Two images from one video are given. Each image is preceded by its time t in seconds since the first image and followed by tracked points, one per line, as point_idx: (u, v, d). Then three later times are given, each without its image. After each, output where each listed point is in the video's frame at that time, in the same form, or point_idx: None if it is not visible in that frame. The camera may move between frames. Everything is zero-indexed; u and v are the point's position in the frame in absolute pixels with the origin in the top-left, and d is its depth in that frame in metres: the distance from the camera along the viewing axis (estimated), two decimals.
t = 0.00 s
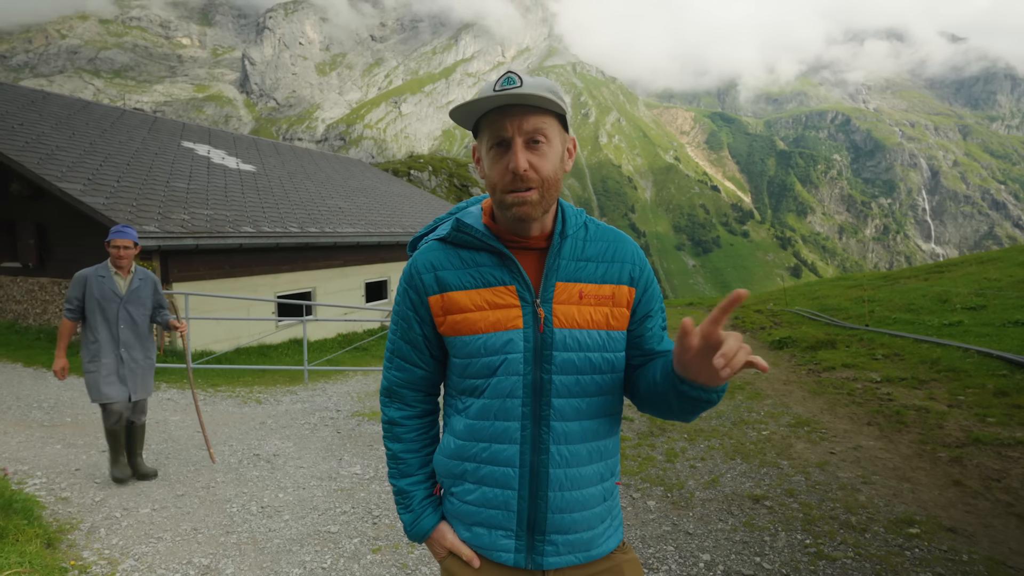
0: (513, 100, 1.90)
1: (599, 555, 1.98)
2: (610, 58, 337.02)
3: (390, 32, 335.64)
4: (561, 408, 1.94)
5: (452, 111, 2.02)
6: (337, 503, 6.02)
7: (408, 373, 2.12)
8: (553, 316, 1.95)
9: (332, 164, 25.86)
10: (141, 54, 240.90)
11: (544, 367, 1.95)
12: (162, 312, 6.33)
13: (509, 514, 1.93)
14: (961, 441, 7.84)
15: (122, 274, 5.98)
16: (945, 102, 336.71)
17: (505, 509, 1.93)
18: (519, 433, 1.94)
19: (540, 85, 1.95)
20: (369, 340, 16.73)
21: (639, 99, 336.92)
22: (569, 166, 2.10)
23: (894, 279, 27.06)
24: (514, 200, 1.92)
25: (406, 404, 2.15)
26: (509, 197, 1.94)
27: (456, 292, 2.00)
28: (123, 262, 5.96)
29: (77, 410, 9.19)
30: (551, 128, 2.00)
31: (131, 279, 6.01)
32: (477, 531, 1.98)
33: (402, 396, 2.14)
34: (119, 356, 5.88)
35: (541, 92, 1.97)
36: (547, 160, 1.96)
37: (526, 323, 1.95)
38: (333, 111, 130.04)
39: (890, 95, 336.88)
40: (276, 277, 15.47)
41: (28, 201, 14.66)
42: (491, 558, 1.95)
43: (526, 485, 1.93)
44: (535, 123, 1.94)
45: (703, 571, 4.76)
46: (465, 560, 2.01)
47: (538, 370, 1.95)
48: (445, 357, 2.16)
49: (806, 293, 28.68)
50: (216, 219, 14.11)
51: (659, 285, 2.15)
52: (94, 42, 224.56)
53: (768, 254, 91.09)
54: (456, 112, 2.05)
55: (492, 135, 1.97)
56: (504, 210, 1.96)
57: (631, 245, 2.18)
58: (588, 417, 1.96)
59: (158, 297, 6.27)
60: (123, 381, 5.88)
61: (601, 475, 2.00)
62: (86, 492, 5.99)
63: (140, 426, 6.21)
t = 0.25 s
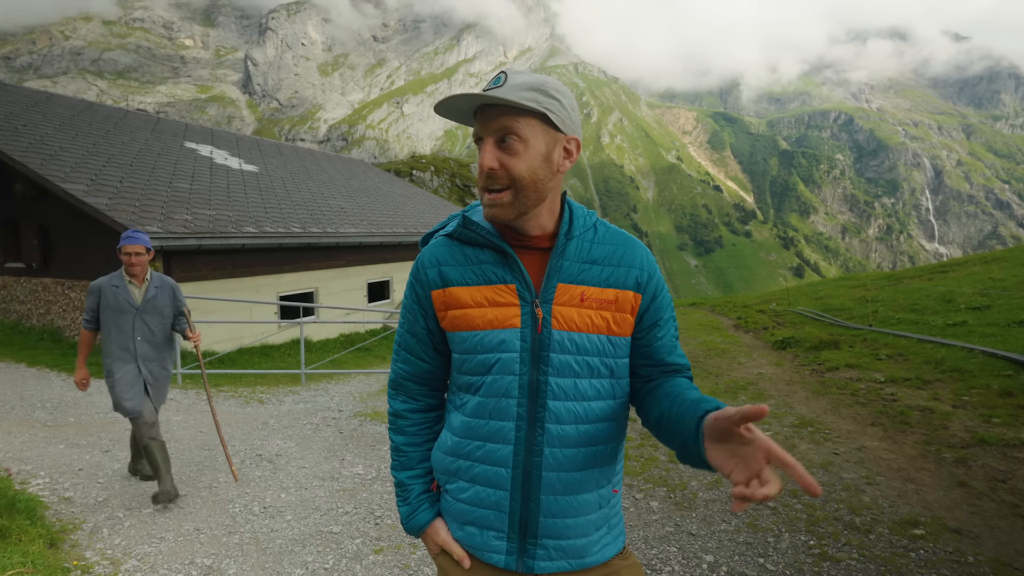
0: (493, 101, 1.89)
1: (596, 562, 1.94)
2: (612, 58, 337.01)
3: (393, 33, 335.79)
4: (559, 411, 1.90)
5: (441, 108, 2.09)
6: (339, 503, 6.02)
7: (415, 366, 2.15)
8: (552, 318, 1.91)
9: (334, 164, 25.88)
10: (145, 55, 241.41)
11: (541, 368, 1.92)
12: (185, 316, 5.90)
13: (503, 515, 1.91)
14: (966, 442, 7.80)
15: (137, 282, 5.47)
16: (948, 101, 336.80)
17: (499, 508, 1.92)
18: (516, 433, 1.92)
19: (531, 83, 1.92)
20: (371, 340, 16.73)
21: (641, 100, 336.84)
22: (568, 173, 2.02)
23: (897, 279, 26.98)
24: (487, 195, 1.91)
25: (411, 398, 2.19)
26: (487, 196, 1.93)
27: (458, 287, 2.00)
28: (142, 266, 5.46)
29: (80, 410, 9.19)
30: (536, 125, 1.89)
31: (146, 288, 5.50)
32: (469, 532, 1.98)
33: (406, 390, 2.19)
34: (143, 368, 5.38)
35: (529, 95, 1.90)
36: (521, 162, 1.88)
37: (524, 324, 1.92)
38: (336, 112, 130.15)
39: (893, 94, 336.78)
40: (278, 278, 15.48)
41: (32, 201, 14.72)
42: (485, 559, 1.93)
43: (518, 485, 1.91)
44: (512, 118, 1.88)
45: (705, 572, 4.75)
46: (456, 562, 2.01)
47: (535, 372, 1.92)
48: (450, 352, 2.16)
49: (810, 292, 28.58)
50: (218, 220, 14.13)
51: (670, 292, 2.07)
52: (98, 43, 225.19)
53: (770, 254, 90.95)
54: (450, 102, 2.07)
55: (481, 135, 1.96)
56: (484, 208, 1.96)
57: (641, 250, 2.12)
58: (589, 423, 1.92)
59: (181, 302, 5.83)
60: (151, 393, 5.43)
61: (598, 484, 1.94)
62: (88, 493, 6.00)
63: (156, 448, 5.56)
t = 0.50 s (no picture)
0: (486, 102, 1.92)
1: (595, 567, 1.91)
2: (614, 58, 336.94)
3: (394, 33, 335.89)
4: (558, 411, 1.88)
5: (441, 110, 2.13)
6: (342, 503, 6.02)
7: (421, 363, 2.17)
8: (550, 316, 1.90)
9: (336, 165, 25.90)
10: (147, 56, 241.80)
11: (540, 366, 1.91)
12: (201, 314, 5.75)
13: (500, 514, 1.91)
14: (970, 441, 7.77)
15: (145, 279, 5.33)
16: (951, 100, 336.71)
17: (496, 508, 1.92)
18: (514, 430, 1.92)
19: (523, 82, 1.92)
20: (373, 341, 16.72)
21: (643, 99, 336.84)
22: (567, 171, 2.00)
23: (900, 279, 26.91)
24: (480, 193, 1.93)
25: (418, 395, 2.22)
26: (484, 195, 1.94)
27: (460, 284, 2.02)
28: (151, 259, 5.31)
29: (83, 410, 9.23)
30: (528, 122, 1.88)
31: (155, 284, 5.36)
32: (468, 532, 1.98)
33: (414, 386, 2.21)
34: (162, 369, 5.31)
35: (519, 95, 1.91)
36: (512, 160, 1.88)
37: (523, 320, 1.92)
38: (337, 113, 130.27)
39: (895, 93, 336.77)
40: (280, 278, 15.49)
41: (36, 202, 14.76)
42: (483, 558, 1.93)
43: (517, 485, 1.90)
44: (502, 118, 1.89)
45: (706, 572, 4.74)
46: (453, 562, 2.01)
47: (534, 370, 1.91)
48: (454, 348, 2.17)
49: (812, 292, 28.52)
50: (221, 220, 14.15)
51: (676, 292, 2.01)
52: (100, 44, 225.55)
53: (772, 253, 90.84)
54: (449, 102, 2.10)
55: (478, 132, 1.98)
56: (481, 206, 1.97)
57: (647, 248, 2.08)
58: (591, 422, 1.90)
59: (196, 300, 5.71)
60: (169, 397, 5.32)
61: (597, 482, 1.92)
62: (92, 492, 6.01)
63: (174, 452, 5.54)
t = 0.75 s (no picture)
0: (497, 103, 1.89)
1: (601, 566, 1.90)
2: (615, 57, 336.99)
3: (395, 33, 336.02)
4: (562, 406, 1.88)
5: (449, 109, 2.10)
6: (343, 503, 6.02)
7: (425, 362, 2.17)
8: (556, 312, 1.90)
9: (337, 165, 25.93)
10: (149, 58, 242.34)
11: (546, 363, 1.90)
12: (213, 315, 5.61)
13: (504, 511, 1.92)
14: (972, 440, 7.75)
15: (152, 279, 5.32)
16: (953, 98, 336.78)
17: (501, 505, 1.92)
18: (518, 428, 1.91)
19: (534, 82, 1.91)
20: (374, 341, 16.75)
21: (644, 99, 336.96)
22: (575, 169, 2.02)
23: (903, 277, 26.86)
24: (493, 194, 1.91)
25: (422, 394, 2.21)
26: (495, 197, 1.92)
27: (465, 283, 2.02)
28: (157, 255, 5.25)
29: (86, 411, 9.25)
30: (540, 122, 1.88)
31: (163, 282, 5.30)
32: (471, 530, 1.99)
33: (418, 385, 2.20)
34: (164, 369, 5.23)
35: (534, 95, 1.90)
36: (527, 161, 1.88)
37: (528, 318, 1.91)
38: (339, 113, 130.48)
39: (897, 92, 336.77)
40: (282, 278, 15.53)
41: (38, 204, 14.79)
42: (488, 557, 1.94)
43: (522, 481, 1.90)
44: (517, 119, 1.87)
45: (710, 572, 4.72)
46: (458, 560, 2.02)
47: (539, 366, 1.90)
48: (458, 348, 2.17)
49: (814, 291, 28.51)
50: (223, 221, 14.17)
51: (682, 288, 2.00)
52: (102, 45, 225.97)
53: (774, 253, 90.80)
54: (459, 103, 2.08)
55: (488, 131, 1.97)
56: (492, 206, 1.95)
57: (650, 245, 2.07)
58: (596, 420, 1.89)
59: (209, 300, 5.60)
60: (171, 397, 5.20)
61: (603, 478, 1.91)
62: (94, 493, 6.02)
63: (175, 452, 5.48)
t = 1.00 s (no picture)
0: (515, 99, 1.84)
1: (610, 566, 1.90)
2: (616, 57, 337.15)
3: (396, 33, 336.31)
4: (569, 407, 1.87)
5: (456, 112, 2.00)
6: (344, 503, 6.03)
7: (428, 364, 2.16)
8: (564, 314, 1.90)
9: (338, 165, 25.94)
10: (150, 58, 242.72)
11: (553, 365, 1.89)
12: (231, 324, 4.97)
13: (513, 513, 1.90)
14: (974, 440, 7.74)
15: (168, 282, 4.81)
16: (955, 98, 336.89)
17: (510, 506, 1.91)
18: (525, 428, 1.90)
19: (544, 80, 1.89)
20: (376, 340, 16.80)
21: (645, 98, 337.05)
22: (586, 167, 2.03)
23: (904, 277, 26.86)
24: (519, 195, 1.87)
25: (422, 396, 2.20)
26: (517, 197, 1.90)
27: (470, 285, 2.00)
28: (168, 259, 4.78)
29: (88, 410, 9.27)
30: (558, 122, 1.90)
31: (176, 286, 4.78)
32: (477, 530, 1.98)
33: (419, 388, 2.19)
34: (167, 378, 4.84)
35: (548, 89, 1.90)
36: (551, 157, 1.88)
37: (535, 320, 1.91)
38: (340, 113, 130.66)
39: (899, 92, 336.78)
40: (283, 278, 15.54)
41: (40, 203, 14.81)
42: (497, 557, 1.92)
43: (530, 483, 1.89)
44: (537, 118, 1.87)
45: (711, 572, 4.72)
46: (466, 562, 2.00)
47: (547, 369, 1.89)
48: (463, 350, 2.17)
49: (815, 291, 28.51)
50: (224, 220, 14.18)
51: (681, 291, 2.03)
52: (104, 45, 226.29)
53: (776, 252, 90.74)
54: (462, 109, 2.01)
55: (497, 134, 1.94)
56: (512, 207, 1.92)
57: (655, 245, 2.07)
58: (602, 419, 1.89)
59: (226, 307, 4.95)
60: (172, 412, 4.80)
61: (610, 479, 1.91)
62: (96, 492, 6.03)
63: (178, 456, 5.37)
